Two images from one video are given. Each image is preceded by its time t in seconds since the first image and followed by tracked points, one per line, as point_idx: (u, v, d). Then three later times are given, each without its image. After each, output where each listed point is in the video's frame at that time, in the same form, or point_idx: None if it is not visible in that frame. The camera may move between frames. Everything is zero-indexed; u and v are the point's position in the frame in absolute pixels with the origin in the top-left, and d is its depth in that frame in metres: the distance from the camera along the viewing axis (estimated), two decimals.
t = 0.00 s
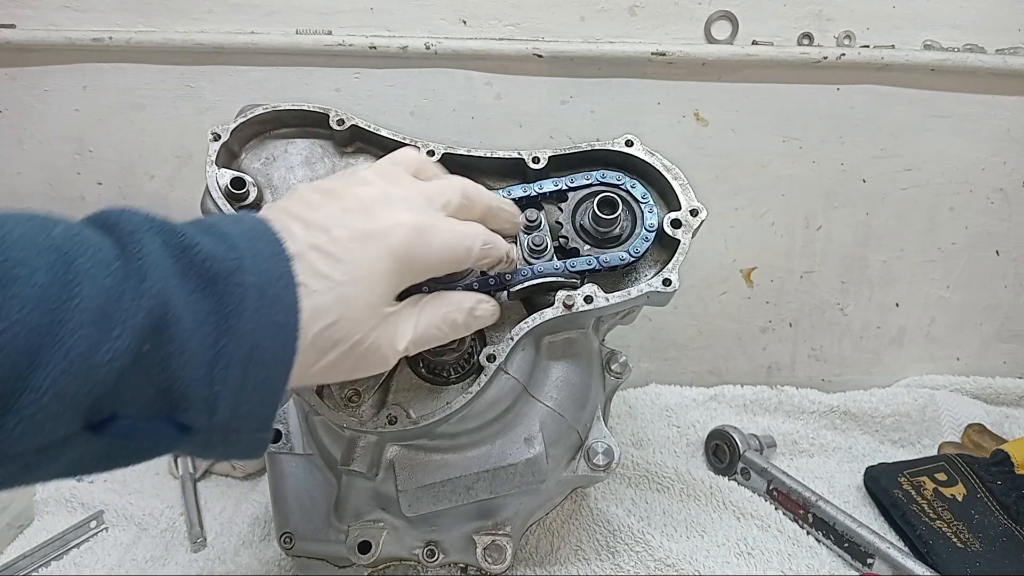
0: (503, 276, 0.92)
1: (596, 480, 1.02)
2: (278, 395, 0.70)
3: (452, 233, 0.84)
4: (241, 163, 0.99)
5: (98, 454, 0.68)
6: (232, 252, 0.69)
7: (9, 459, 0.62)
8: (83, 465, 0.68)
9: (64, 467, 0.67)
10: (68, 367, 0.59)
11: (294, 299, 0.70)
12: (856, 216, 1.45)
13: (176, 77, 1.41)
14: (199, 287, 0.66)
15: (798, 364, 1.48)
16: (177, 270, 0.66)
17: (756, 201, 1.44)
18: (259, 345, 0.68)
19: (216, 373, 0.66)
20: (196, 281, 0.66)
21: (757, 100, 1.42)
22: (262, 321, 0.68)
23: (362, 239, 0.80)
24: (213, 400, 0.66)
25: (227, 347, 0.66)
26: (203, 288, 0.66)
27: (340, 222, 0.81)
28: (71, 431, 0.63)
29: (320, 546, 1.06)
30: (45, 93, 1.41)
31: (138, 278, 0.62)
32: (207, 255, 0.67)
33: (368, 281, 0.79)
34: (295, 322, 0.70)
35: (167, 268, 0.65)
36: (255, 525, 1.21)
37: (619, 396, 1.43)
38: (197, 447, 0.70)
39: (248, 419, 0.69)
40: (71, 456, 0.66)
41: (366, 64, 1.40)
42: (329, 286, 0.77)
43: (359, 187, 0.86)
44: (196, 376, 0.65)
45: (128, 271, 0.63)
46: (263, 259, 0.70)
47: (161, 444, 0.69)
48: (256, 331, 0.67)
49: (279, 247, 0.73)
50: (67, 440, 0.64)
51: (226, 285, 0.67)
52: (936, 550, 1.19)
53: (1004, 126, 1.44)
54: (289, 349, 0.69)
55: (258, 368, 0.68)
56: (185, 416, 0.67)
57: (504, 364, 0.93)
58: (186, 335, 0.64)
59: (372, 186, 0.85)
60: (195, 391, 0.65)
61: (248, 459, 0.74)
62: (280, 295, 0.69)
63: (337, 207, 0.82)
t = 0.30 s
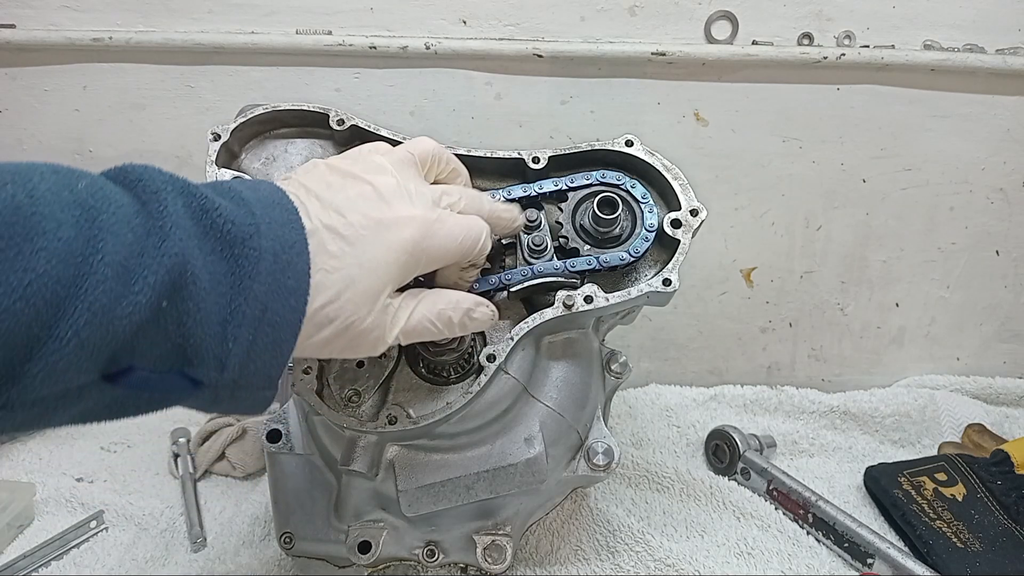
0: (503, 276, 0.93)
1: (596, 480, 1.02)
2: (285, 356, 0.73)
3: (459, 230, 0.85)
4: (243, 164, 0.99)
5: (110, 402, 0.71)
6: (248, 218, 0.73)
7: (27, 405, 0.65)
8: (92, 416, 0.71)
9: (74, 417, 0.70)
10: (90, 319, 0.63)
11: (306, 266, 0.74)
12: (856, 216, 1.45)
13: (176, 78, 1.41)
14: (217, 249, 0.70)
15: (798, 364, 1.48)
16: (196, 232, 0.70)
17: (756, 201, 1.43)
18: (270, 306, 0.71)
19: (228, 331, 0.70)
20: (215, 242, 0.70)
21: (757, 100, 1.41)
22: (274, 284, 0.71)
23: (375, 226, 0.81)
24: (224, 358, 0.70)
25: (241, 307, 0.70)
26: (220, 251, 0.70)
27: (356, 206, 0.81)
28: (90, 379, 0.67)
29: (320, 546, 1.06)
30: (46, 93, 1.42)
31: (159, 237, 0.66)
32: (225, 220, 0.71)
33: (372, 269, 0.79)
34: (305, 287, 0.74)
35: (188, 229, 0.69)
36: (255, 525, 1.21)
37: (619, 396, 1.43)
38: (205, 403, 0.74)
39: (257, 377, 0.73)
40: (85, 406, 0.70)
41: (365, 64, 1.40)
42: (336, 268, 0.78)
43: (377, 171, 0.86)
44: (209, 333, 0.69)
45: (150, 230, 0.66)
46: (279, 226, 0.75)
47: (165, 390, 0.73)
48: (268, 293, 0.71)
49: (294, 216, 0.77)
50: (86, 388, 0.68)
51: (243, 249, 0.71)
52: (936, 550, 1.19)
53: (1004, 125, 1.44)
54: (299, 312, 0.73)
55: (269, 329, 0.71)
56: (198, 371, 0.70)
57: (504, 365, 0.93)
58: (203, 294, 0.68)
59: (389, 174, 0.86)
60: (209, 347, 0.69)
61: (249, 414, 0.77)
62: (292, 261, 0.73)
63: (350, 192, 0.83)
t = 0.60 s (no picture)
0: (503, 276, 0.93)
1: (596, 480, 1.02)
2: (295, 342, 0.73)
3: (464, 217, 0.84)
4: (245, 164, 1.00)
5: (121, 391, 0.72)
6: (259, 208, 0.73)
7: (46, 393, 0.66)
8: (105, 404, 0.72)
9: (88, 406, 0.70)
10: (110, 307, 0.63)
11: (314, 254, 0.75)
12: (856, 216, 1.45)
13: (176, 78, 1.41)
14: (228, 238, 0.71)
15: (798, 364, 1.48)
16: (209, 221, 0.70)
17: (756, 201, 1.44)
18: (281, 294, 0.71)
19: (240, 319, 0.70)
20: (226, 231, 0.70)
21: (757, 100, 1.41)
22: (285, 272, 0.72)
23: (379, 212, 0.81)
24: (236, 345, 0.71)
25: (252, 295, 0.70)
26: (233, 239, 0.71)
27: (360, 193, 0.82)
28: (106, 366, 0.67)
29: (320, 545, 1.06)
30: (45, 93, 1.42)
31: (173, 226, 0.66)
32: (237, 209, 0.71)
33: (377, 252, 0.79)
34: (314, 274, 0.74)
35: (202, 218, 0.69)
36: (255, 526, 1.21)
37: (619, 395, 1.43)
38: (216, 389, 0.74)
39: (266, 363, 0.73)
40: (100, 393, 0.70)
41: (365, 63, 1.40)
42: (342, 252, 0.78)
43: (382, 160, 0.86)
44: (221, 320, 0.69)
45: (165, 219, 0.67)
46: (288, 215, 0.75)
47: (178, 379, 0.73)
48: (279, 281, 0.71)
49: (302, 206, 0.78)
50: (102, 374, 0.68)
51: (254, 237, 0.71)
52: (936, 550, 1.19)
53: (1004, 126, 1.44)
54: (308, 299, 0.73)
55: (279, 315, 0.71)
56: (210, 357, 0.71)
57: (504, 364, 0.93)
58: (216, 282, 0.68)
59: (393, 162, 0.86)
60: (221, 334, 0.70)
61: (261, 401, 0.77)
62: (301, 249, 0.74)
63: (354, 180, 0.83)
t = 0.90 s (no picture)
0: (502, 275, 0.93)
1: (596, 480, 1.02)
2: (285, 345, 0.74)
3: (456, 221, 0.85)
4: (243, 164, 1.00)
5: (110, 394, 0.72)
6: (251, 211, 0.73)
7: (33, 394, 0.66)
8: (94, 407, 0.72)
9: (77, 407, 0.70)
10: (100, 308, 0.63)
11: (307, 258, 0.75)
12: (856, 216, 1.45)
13: (176, 78, 1.41)
14: (220, 240, 0.70)
15: (798, 364, 1.49)
16: (201, 223, 0.70)
17: (756, 201, 1.44)
18: (272, 297, 0.71)
19: (231, 322, 0.70)
20: (218, 234, 0.70)
21: (757, 99, 1.41)
22: (276, 275, 0.72)
23: (369, 213, 0.82)
24: (226, 348, 0.70)
25: (244, 299, 0.70)
26: (224, 242, 0.71)
27: (352, 196, 0.83)
28: (95, 368, 0.67)
29: (321, 545, 1.06)
30: (46, 93, 1.42)
31: (164, 228, 0.66)
32: (229, 211, 0.71)
33: (370, 252, 0.80)
34: (306, 277, 0.74)
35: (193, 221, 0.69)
36: (255, 525, 1.21)
37: (619, 395, 1.43)
38: (205, 391, 0.74)
39: (256, 366, 0.73)
40: (87, 396, 0.70)
41: (365, 63, 1.40)
42: (335, 251, 0.78)
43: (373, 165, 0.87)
44: (212, 323, 0.69)
45: (156, 222, 0.67)
46: (281, 219, 0.75)
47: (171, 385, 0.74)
48: (270, 284, 0.71)
49: (295, 210, 0.78)
50: (90, 376, 0.68)
51: (245, 241, 0.71)
52: (936, 550, 1.19)
53: (1004, 125, 1.44)
54: (300, 303, 0.73)
55: (270, 319, 0.71)
56: (199, 360, 0.71)
57: (504, 365, 0.93)
58: (207, 285, 0.68)
59: (385, 167, 0.87)
60: (211, 337, 0.69)
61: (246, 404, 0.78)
62: (293, 252, 0.74)
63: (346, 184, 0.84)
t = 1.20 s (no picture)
0: (502, 276, 0.93)
1: (596, 480, 1.02)
2: (279, 362, 0.73)
3: (457, 250, 0.84)
4: (241, 164, 1.00)
5: (106, 403, 0.72)
6: (250, 224, 0.73)
7: (27, 401, 0.66)
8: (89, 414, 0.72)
9: (71, 416, 0.70)
10: (94, 319, 0.63)
11: (304, 274, 0.74)
12: (856, 216, 1.45)
13: (176, 78, 1.41)
14: (217, 254, 0.70)
15: (798, 364, 1.49)
16: (199, 236, 0.70)
17: (756, 201, 1.44)
18: (268, 312, 0.71)
19: (225, 336, 0.70)
20: (216, 248, 0.70)
21: (757, 100, 1.41)
22: (273, 290, 0.71)
23: (369, 237, 0.81)
24: (220, 362, 0.71)
25: (239, 313, 0.70)
26: (221, 255, 0.70)
27: (353, 216, 0.82)
28: (89, 377, 0.67)
29: (321, 545, 1.06)
30: (46, 93, 1.42)
31: (162, 240, 0.66)
32: (227, 224, 0.71)
33: (362, 278, 0.79)
34: (303, 293, 0.73)
35: (191, 234, 0.69)
36: (255, 525, 1.21)
37: (619, 395, 1.43)
38: (200, 403, 0.74)
39: (250, 381, 0.73)
40: (82, 404, 0.70)
41: (366, 63, 1.40)
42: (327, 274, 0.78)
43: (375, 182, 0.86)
44: (207, 337, 0.69)
45: (153, 233, 0.66)
46: (280, 232, 0.74)
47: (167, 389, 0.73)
48: (267, 299, 0.71)
49: (295, 222, 0.77)
50: (84, 385, 0.68)
51: (242, 255, 0.71)
52: (936, 551, 1.19)
53: (1004, 125, 1.44)
54: (295, 318, 0.73)
55: (264, 334, 0.71)
56: (194, 372, 0.71)
57: (504, 365, 0.93)
58: (203, 298, 0.68)
59: (391, 185, 0.86)
60: (206, 349, 0.70)
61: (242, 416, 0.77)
62: (290, 267, 0.73)
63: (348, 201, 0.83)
